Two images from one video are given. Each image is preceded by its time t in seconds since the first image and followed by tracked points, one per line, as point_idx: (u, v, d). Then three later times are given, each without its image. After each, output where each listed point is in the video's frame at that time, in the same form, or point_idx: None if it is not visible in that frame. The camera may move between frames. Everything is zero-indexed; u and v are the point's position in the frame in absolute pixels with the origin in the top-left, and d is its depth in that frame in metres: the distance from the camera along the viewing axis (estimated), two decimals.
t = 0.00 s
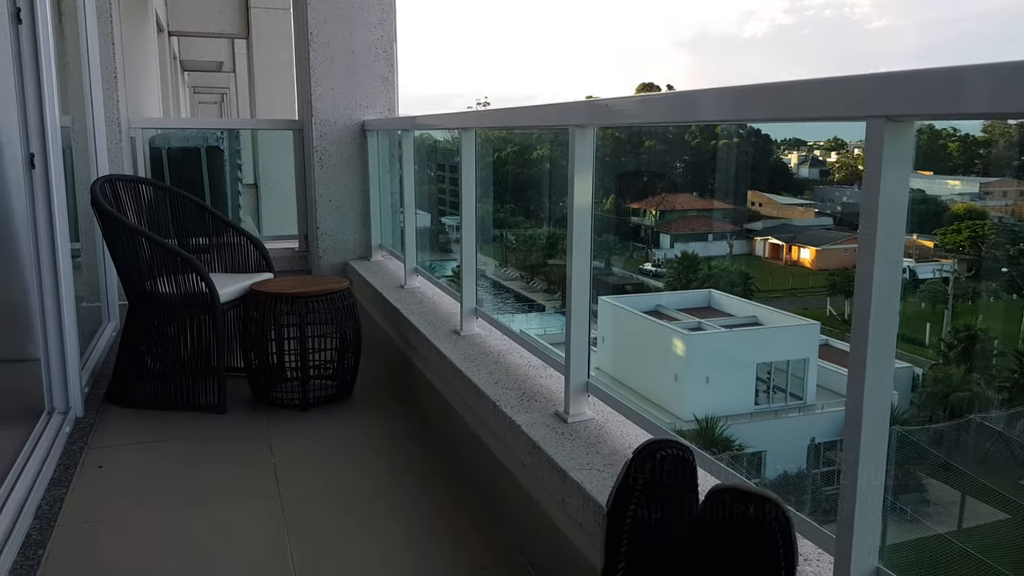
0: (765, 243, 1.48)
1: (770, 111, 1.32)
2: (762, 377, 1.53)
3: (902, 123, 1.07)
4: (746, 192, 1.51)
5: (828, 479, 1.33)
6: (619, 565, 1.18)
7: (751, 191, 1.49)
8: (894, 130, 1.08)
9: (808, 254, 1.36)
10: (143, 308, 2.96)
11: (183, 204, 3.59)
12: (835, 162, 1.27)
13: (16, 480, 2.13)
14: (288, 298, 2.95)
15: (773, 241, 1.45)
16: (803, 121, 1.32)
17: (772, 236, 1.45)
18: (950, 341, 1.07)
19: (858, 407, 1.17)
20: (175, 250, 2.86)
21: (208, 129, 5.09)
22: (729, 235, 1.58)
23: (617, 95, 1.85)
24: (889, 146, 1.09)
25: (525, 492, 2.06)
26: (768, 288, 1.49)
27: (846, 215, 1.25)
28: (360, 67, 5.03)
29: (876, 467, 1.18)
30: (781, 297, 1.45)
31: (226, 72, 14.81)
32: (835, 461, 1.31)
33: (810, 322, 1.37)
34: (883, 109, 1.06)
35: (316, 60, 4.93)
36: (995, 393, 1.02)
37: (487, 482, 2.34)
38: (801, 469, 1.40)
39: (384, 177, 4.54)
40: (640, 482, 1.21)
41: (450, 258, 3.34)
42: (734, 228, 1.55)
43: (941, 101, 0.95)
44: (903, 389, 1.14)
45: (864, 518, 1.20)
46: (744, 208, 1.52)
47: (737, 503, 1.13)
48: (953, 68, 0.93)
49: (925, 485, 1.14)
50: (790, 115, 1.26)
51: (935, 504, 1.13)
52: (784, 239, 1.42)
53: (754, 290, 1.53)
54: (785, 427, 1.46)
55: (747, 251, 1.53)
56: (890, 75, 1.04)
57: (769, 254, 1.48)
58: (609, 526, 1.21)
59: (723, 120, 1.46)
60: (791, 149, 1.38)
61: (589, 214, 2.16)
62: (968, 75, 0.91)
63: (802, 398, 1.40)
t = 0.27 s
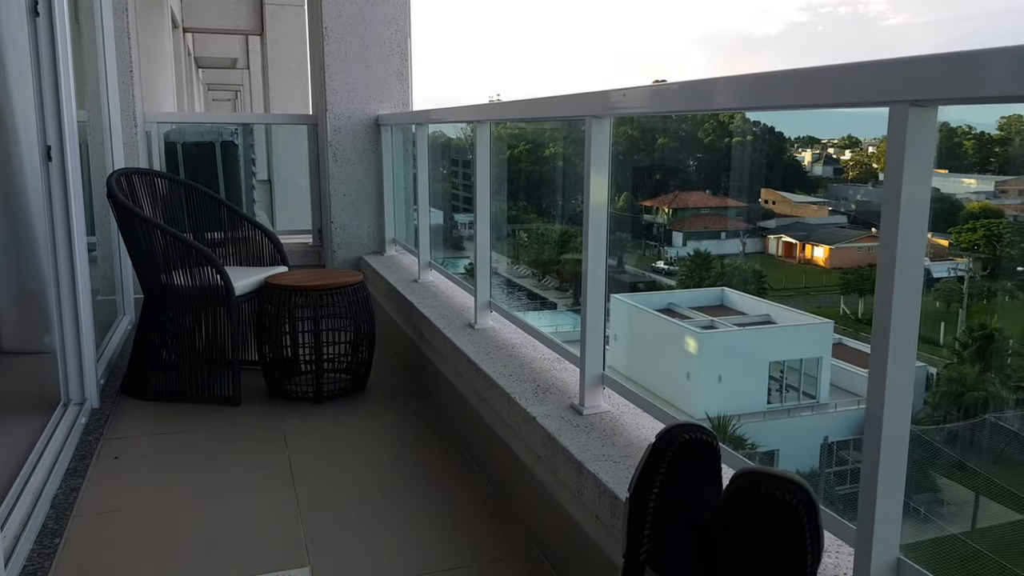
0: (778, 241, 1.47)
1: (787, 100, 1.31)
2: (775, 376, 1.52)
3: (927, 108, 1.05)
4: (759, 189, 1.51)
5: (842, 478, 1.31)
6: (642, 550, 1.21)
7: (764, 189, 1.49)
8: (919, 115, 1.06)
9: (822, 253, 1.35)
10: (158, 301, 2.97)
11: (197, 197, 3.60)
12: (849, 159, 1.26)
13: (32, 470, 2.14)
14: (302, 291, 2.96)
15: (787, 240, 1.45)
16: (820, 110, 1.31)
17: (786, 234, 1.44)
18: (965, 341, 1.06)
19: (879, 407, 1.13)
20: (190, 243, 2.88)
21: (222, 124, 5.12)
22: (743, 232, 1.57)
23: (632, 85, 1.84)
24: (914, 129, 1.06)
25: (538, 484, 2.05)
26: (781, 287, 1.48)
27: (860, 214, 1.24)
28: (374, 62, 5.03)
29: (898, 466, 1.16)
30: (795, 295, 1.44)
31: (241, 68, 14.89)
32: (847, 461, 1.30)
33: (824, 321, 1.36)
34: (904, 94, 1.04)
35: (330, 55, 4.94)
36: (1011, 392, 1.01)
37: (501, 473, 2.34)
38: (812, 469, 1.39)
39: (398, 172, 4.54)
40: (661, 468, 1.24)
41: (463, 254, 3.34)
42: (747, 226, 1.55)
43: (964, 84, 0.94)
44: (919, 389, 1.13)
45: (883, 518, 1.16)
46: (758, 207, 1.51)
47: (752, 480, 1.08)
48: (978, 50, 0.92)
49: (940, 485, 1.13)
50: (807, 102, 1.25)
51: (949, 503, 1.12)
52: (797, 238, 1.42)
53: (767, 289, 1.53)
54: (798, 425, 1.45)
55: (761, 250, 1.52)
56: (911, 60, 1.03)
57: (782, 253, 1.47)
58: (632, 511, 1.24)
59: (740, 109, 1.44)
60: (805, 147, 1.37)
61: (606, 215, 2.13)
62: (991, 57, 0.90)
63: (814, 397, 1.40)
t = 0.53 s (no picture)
0: (790, 240, 1.47)
1: (799, 93, 1.30)
2: (786, 375, 1.51)
3: (938, 99, 1.05)
4: (770, 188, 1.50)
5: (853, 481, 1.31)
6: (649, 543, 1.27)
7: (775, 188, 1.48)
8: (929, 107, 1.06)
9: (834, 251, 1.34)
10: (170, 298, 3.00)
11: (209, 195, 3.62)
12: (861, 158, 1.26)
13: (43, 465, 2.16)
14: (313, 288, 2.97)
15: (798, 239, 1.44)
16: (833, 106, 1.30)
17: (797, 233, 1.44)
18: (978, 340, 1.05)
19: (887, 398, 1.14)
20: (201, 240, 2.89)
21: (233, 122, 5.15)
22: (754, 231, 1.57)
23: (642, 81, 1.84)
24: (925, 120, 1.06)
25: (548, 481, 2.05)
26: (792, 286, 1.47)
27: (872, 212, 1.24)
28: (384, 60, 5.04)
29: (908, 464, 1.16)
30: (806, 295, 1.43)
31: (252, 67, 14.96)
32: (859, 460, 1.30)
33: (835, 320, 1.35)
34: (916, 86, 1.04)
35: (341, 53, 4.95)
36: None
37: (510, 469, 2.34)
38: (823, 469, 1.39)
39: (408, 169, 4.55)
40: (670, 460, 1.31)
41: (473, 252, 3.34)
42: (758, 225, 1.54)
43: (977, 75, 0.93)
44: (930, 388, 1.12)
45: (892, 513, 1.16)
46: (771, 207, 1.50)
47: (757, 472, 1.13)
48: (990, 41, 0.91)
49: (952, 485, 1.12)
50: (818, 94, 1.24)
51: (961, 504, 1.11)
52: (808, 237, 1.41)
53: (778, 287, 1.52)
54: (809, 425, 1.44)
55: (772, 249, 1.52)
56: (924, 52, 1.02)
57: (792, 252, 1.46)
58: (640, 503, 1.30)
59: (751, 102, 1.44)
60: (816, 145, 1.36)
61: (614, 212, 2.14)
62: (1004, 47, 0.89)
63: (826, 396, 1.39)
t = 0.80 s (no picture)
0: (801, 240, 1.46)
1: (809, 87, 1.29)
2: (797, 375, 1.51)
3: (949, 92, 1.05)
4: (781, 187, 1.49)
5: (865, 481, 1.31)
6: (657, 535, 1.31)
7: (787, 187, 1.48)
8: (941, 99, 1.05)
9: (845, 252, 1.33)
10: (181, 294, 3.02)
11: (220, 193, 3.63)
12: (873, 158, 1.25)
13: (56, 459, 2.18)
14: (323, 285, 2.98)
15: (809, 239, 1.44)
16: (842, 96, 1.29)
17: (808, 233, 1.43)
18: (990, 341, 1.04)
19: (897, 397, 1.14)
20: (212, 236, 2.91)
21: (244, 121, 5.13)
22: (764, 231, 1.56)
23: (652, 76, 1.83)
24: (936, 115, 1.05)
25: (557, 477, 2.05)
26: (803, 286, 1.47)
27: (884, 212, 1.23)
28: (394, 58, 5.05)
29: (917, 464, 1.15)
30: (817, 295, 1.42)
31: (264, 66, 15.01)
32: (870, 461, 1.29)
33: (846, 320, 1.35)
34: (928, 80, 1.03)
35: (351, 51, 4.97)
36: None
37: (518, 465, 2.34)
38: (835, 469, 1.38)
39: (418, 167, 4.56)
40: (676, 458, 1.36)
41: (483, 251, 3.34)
42: (768, 224, 1.54)
43: (989, 69, 0.92)
44: (942, 389, 1.12)
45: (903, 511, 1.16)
46: (782, 206, 1.50)
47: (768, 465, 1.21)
48: (1003, 34, 0.90)
49: (964, 486, 1.11)
50: (829, 88, 1.24)
51: (972, 505, 1.11)
52: (819, 237, 1.40)
53: (789, 287, 1.51)
54: (820, 425, 1.44)
55: (783, 249, 1.51)
56: (935, 45, 1.02)
57: (803, 252, 1.46)
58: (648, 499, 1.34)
59: (761, 97, 1.43)
60: (828, 144, 1.35)
61: (624, 212, 2.13)
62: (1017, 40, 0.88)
63: (837, 397, 1.38)
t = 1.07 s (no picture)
0: (811, 240, 1.46)
1: (822, 80, 1.29)
2: (807, 376, 1.50)
3: (963, 82, 1.04)
4: (793, 187, 1.49)
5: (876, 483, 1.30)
6: (671, 524, 1.18)
7: (799, 187, 1.47)
8: (955, 90, 1.05)
9: (855, 253, 1.33)
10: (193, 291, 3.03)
11: (231, 190, 3.65)
12: (884, 158, 1.25)
13: (69, 452, 2.19)
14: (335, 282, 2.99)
15: (819, 239, 1.43)
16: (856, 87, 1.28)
17: (818, 233, 1.43)
18: (1003, 341, 1.03)
19: (910, 400, 1.12)
20: (223, 232, 2.92)
21: (256, 119, 5.15)
22: (775, 231, 1.56)
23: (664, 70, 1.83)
24: (950, 106, 1.05)
25: (567, 473, 2.04)
26: (814, 286, 1.46)
27: (895, 212, 1.23)
28: (406, 56, 5.06)
29: (932, 458, 1.14)
30: (827, 295, 1.42)
31: (275, 66, 15.07)
32: (880, 462, 1.29)
33: (857, 321, 1.34)
34: (943, 70, 1.02)
35: (363, 49, 4.98)
36: None
37: (528, 460, 2.34)
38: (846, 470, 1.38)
39: (429, 165, 4.56)
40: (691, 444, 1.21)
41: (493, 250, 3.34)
42: (778, 224, 1.54)
43: (1005, 58, 0.91)
44: (954, 391, 1.11)
45: (915, 507, 1.15)
46: (792, 206, 1.49)
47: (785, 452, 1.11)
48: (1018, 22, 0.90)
49: (975, 488, 1.10)
50: (842, 80, 1.23)
51: (986, 507, 1.09)
52: (830, 237, 1.39)
53: (800, 287, 1.51)
54: (830, 426, 1.43)
55: (793, 249, 1.51)
56: (950, 35, 1.01)
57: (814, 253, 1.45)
58: (660, 486, 1.20)
59: (773, 89, 1.43)
60: (839, 144, 1.35)
61: (635, 209, 2.11)
62: None
63: (848, 397, 1.38)
